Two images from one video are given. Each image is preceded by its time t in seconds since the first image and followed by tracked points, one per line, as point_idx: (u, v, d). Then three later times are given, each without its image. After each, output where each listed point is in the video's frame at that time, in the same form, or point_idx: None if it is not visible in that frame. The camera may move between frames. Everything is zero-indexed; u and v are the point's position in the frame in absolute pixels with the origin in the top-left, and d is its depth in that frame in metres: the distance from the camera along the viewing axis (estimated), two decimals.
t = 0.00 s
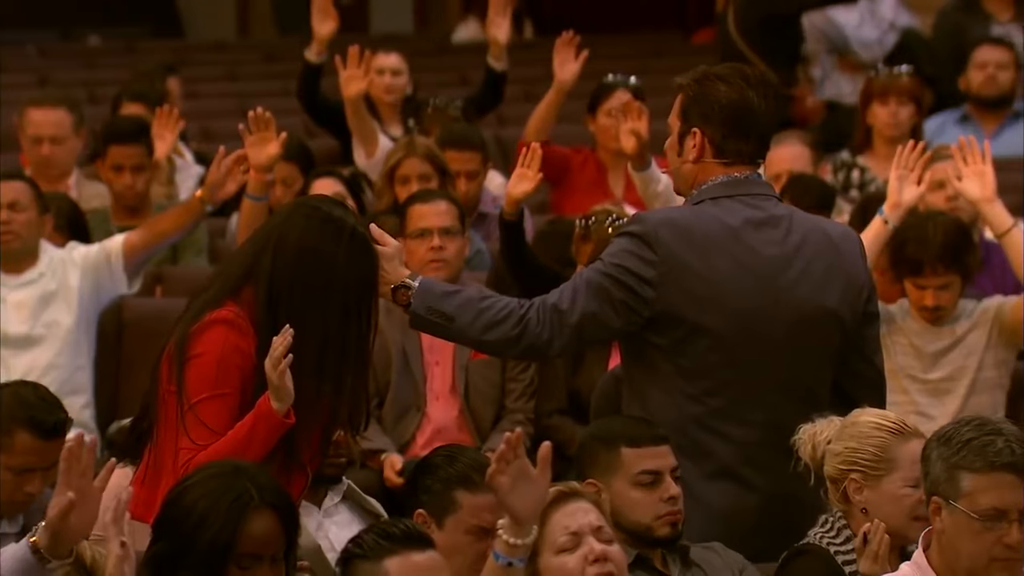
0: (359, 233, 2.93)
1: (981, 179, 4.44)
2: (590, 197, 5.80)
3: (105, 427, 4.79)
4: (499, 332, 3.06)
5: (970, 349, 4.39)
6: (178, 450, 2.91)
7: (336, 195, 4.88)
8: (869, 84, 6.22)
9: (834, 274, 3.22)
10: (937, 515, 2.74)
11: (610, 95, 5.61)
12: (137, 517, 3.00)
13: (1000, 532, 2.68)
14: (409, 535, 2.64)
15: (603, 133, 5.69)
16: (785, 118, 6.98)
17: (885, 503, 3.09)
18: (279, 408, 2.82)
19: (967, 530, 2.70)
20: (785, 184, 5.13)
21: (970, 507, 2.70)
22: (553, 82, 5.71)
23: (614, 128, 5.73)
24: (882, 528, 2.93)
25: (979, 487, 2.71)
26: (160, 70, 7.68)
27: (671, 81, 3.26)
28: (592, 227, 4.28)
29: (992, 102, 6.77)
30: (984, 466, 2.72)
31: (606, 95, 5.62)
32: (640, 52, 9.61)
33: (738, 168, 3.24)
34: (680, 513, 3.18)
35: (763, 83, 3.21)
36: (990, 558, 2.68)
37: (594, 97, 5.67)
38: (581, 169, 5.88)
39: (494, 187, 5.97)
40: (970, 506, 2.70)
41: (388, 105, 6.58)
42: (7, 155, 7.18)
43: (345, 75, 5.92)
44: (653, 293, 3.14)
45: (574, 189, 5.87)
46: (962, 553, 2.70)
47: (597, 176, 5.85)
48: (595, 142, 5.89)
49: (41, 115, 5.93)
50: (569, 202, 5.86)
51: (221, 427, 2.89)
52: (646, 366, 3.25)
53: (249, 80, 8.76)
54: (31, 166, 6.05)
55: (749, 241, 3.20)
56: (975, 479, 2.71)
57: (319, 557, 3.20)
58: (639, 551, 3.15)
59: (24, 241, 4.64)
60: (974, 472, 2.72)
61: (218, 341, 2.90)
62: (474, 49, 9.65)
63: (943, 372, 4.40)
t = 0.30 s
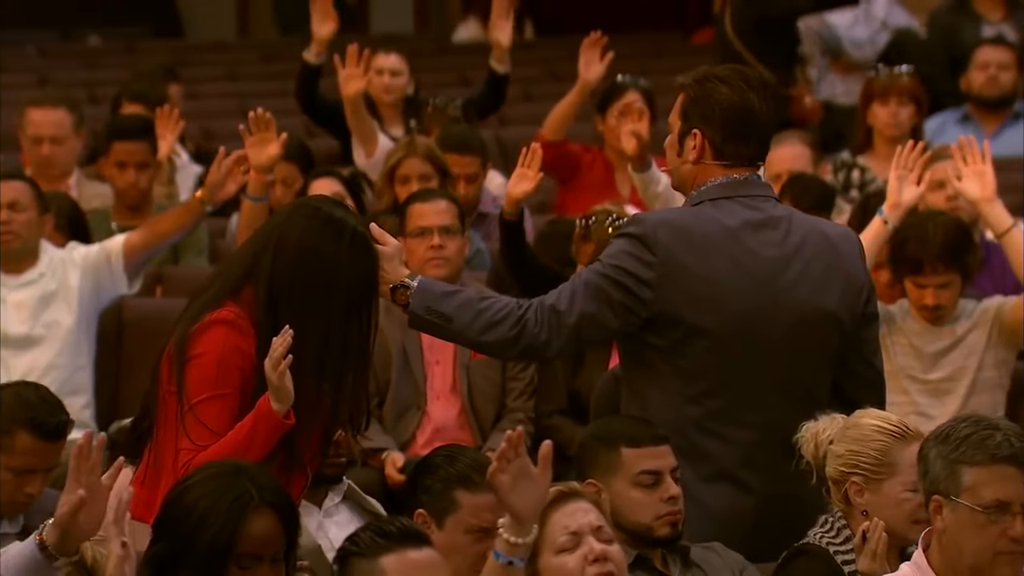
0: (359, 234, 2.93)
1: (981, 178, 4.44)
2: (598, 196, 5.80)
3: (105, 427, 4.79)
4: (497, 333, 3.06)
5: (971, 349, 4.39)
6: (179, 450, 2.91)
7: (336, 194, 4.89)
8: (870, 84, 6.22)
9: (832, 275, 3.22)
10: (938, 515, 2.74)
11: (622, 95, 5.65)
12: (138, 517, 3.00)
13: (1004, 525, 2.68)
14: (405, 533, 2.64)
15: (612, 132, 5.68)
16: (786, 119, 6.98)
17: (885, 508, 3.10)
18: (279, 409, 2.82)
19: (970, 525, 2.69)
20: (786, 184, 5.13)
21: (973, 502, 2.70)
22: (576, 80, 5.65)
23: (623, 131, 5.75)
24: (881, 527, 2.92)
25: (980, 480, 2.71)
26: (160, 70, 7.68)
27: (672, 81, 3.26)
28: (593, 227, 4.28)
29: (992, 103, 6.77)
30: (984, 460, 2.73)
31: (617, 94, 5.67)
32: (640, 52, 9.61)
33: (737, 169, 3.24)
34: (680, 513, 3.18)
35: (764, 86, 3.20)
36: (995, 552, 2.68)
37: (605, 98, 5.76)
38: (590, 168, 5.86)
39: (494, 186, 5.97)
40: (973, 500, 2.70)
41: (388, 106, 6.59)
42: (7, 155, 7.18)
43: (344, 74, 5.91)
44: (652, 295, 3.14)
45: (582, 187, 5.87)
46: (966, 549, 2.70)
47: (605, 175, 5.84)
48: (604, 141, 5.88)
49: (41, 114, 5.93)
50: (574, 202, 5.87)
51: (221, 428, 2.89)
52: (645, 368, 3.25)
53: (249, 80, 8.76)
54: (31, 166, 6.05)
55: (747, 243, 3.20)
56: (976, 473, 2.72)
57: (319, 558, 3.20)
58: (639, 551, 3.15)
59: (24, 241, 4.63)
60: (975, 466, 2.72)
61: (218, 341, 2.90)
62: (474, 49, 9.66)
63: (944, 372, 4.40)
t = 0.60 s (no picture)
0: (357, 233, 2.93)
1: (979, 178, 4.44)
2: (602, 194, 5.80)
3: (105, 427, 4.79)
4: (495, 335, 3.06)
5: (970, 349, 4.40)
6: (176, 450, 2.92)
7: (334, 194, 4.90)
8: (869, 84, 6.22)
9: (832, 275, 3.23)
10: (935, 511, 2.74)
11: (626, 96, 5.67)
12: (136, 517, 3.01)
13: (1002, 506, 2.70)
14: (405, 534, 2.64)
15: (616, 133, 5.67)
16: (785, 120, 6.98)
17: (885, 511, 3.11)
18: (276, 409, 2.82)
19: (969, 512, 2.70)
20: (786, 184, 5.13)
21: (969, 486, 2.71)
22: (591, 80, 5.61)
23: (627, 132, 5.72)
24: (884, 526, 2.95)
25: (973, 465, 2.72)
26: (161, 70, 7.68)
27: (672, 81, 3.25)
28: (592, 227, 4.28)
29: (992, 103, 6.77)
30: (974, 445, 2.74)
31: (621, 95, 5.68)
32: (640, 52, 9.62)
33: (737, 170, 3.24)
34: (679, 513, 3.18)
35: (765, 89, 3.19)
36: (998, 535, 2.70)
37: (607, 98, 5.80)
38: (594, 168, 5.88)
39: (494, 186, 5.97)
40: (969, 486, 2.71)
41: (388, 106, 6.59)
42: (7, 156, 7.19)
43: (343, 76, 5.91)
44: (649, 296, 3.14)
45: (585, 187, 5.87)
46: (968, 536, 2.70)
47: (609, 176, 5.85)
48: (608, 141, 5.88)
49: (41, 114, 5.93)
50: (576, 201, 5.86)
51: (218, 427, 2.89)
52: (644, 369, 3.25)
53: (249, 80, 8.77)
54: (31, 166, 6.06)
55: (746, 243, 3.20)
56: (968, 459, 2.73)
57: (319, 557, 3.20)
58: (638, 551, 3.16)
59: (24, 241, 4.64)
60: (967, 453, 2.73)
61: (215, 341, 2.91)
62: (474, 49, 9.67)
63: (943, 373, 4.40)
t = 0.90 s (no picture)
0: (352, 230, 2.94)
1: (979, 178, 4.45)
2: (600, 195, 5.80)
3: (105, 427, 4.79)
4: (493, 335, 3.07)
5: (969, 349, 4.40)
6: (175, 450, 2.92)
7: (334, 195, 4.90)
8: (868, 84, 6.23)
9: (830, 275, 3.23)
10: (931, 508, 2.74)
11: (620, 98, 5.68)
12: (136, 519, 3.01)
13: (997, 499, 2.71)
14: (405, 536, 2.65)
15: (613, 133, 5.65)
16: (785, 120, 6.98)
17: (881, 510, 3.12)
18: (273, 407, 2.83)
19: (965, 507, 2.70)
20: (786, 184, 5.13)
21: (963, 480, 2.72)
22: (575, 82, 5.65)
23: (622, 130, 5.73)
24: (876, 527, 2.94)
25: (967, 459, 2.73)
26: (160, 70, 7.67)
27: (672, 81, 3.25)
28: (592, 227, 4.29)
29: (991, 103, 6.77)
30: (967, 440, 2.75)
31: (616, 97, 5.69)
32: (639, 52, 9.62)
33: (736, 171, 3.24)
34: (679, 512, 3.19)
35: (765, 90, 3.19)
36: (995, 528, 2.70)
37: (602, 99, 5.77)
38: (590, 168, 5.87)
39: (493, 186, 5.97)
40: (964, 480, 2.72)
41: (387, 107, 6.59)
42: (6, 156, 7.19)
43: (343, 76, 5.90)
44: (648, 297, 3.15)
45: (581, 188, 5.86)
46: (965, 530, 2.70)
47: (605, 176, 5.85)
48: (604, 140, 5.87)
49: (40, 114, 5.93)
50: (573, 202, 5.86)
51: (217, 426, 2.90)
52: (644, 370, 3.25)
53: (249, 79, 8.76)
54: (30, 166, 6.06)
55: (744, 244, 3.21)
56: (962, 454, 2.74)
57: (319, 558, 3.20)
58: (638, 551, 3.16)
59: (24, 240, 4.64)
60: (960, 447, 2.74)
61: (211, 340, 2.91)
62: (474, 49, 9.67)
63: (942, 373, 4.40)
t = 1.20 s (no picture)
0: (348, 228, 2.95)
1: (980, 179, 4.45)
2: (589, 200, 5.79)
3: (105, 427, 4.78)
4: (491, 334, 3.06)
5: (970, 349, 4.40)
6: (175, 450, 2.92)
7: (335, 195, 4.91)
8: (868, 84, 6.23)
9: (829, 275, 3.23)
10: (942, 503, 2.73)
11: (604, 96, 5.70)
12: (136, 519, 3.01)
13: (1010, 494, 2.71)
14: (402, 534, 2.66)
15: (601, 133, 5.74)
16: (785, 120, 6.98)
17: (880, 507, 3.12)
18: (272, 405, 2.83)
19: (977, 502, 2.70)
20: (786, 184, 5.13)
21: (977, 475, 2.71)
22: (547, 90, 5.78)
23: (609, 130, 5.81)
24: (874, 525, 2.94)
25: (980, 454, 2.72)
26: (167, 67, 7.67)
27: (671, 81, 3.25)
28: (592, 227, 4.29)
29: (992, 103, 6.77)
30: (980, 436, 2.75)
31: (600, 95, 5.71)
32: (639, 52, 9.61)
33: (735, 171, 3.24)
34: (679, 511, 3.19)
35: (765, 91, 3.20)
36: (1008, 524, 2.70)
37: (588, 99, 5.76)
38: (578, 170, 5.86)
39: (493, 186, 5.96)
40: (976, 475, 2.71)
41: (387, 107, 6.58)
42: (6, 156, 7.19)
43: (343, 78, 5.91)
44: (645, 297, 3.15)
45: (571, 188, 5.85)
46: (976, 526, 2.70)
47: (594, 177, 5.83)
48: (592, 142, 5.87)
49: (40, 115, 5.93)
50: (567, 203, 5.84)
51: (216, 426, 2.90)
52: (642, 371, 3.25)
53: (249, 79, 8.76)
54: (31, 166, 6.06)
55: (743, 244, 3.20)
56: (975, 449, 2.73)
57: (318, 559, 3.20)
58: (638, 551, 3.16)
59: (24, 241, 4.64)
60: (973, 442, 2.73)
61: (209, 340, 2.91)
62: (474, 49, 9.68)
63: (942, 373, 4.40)
